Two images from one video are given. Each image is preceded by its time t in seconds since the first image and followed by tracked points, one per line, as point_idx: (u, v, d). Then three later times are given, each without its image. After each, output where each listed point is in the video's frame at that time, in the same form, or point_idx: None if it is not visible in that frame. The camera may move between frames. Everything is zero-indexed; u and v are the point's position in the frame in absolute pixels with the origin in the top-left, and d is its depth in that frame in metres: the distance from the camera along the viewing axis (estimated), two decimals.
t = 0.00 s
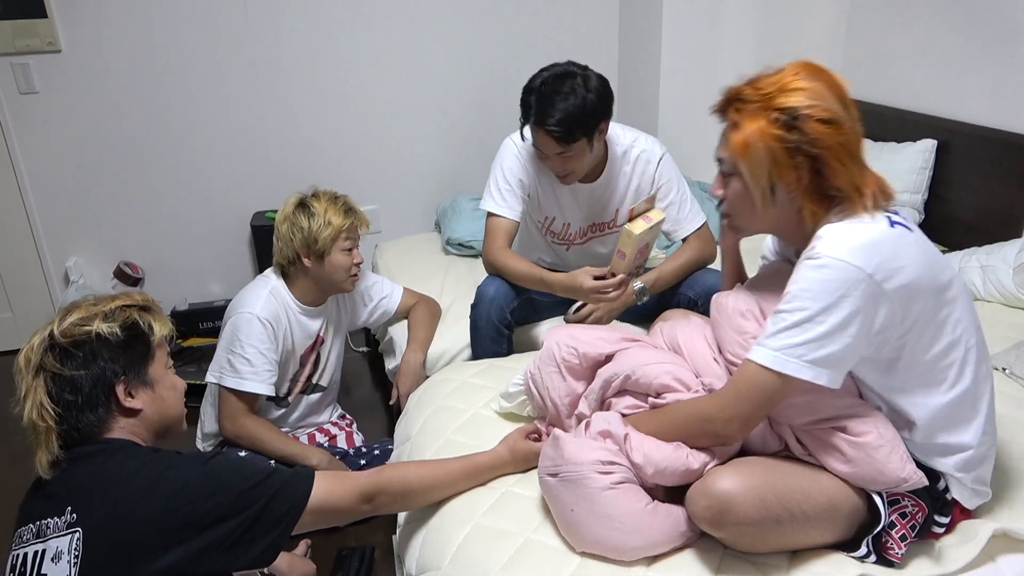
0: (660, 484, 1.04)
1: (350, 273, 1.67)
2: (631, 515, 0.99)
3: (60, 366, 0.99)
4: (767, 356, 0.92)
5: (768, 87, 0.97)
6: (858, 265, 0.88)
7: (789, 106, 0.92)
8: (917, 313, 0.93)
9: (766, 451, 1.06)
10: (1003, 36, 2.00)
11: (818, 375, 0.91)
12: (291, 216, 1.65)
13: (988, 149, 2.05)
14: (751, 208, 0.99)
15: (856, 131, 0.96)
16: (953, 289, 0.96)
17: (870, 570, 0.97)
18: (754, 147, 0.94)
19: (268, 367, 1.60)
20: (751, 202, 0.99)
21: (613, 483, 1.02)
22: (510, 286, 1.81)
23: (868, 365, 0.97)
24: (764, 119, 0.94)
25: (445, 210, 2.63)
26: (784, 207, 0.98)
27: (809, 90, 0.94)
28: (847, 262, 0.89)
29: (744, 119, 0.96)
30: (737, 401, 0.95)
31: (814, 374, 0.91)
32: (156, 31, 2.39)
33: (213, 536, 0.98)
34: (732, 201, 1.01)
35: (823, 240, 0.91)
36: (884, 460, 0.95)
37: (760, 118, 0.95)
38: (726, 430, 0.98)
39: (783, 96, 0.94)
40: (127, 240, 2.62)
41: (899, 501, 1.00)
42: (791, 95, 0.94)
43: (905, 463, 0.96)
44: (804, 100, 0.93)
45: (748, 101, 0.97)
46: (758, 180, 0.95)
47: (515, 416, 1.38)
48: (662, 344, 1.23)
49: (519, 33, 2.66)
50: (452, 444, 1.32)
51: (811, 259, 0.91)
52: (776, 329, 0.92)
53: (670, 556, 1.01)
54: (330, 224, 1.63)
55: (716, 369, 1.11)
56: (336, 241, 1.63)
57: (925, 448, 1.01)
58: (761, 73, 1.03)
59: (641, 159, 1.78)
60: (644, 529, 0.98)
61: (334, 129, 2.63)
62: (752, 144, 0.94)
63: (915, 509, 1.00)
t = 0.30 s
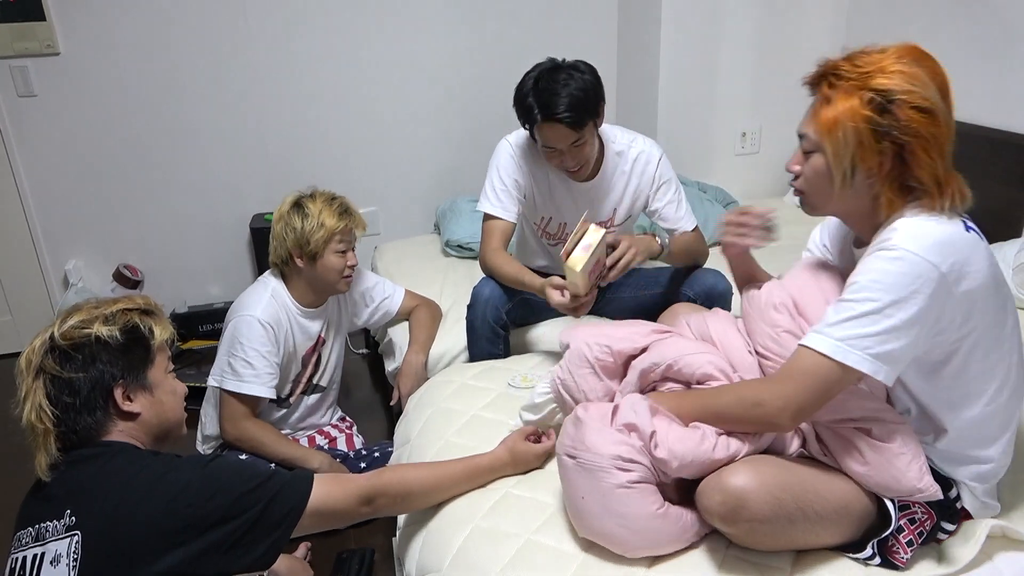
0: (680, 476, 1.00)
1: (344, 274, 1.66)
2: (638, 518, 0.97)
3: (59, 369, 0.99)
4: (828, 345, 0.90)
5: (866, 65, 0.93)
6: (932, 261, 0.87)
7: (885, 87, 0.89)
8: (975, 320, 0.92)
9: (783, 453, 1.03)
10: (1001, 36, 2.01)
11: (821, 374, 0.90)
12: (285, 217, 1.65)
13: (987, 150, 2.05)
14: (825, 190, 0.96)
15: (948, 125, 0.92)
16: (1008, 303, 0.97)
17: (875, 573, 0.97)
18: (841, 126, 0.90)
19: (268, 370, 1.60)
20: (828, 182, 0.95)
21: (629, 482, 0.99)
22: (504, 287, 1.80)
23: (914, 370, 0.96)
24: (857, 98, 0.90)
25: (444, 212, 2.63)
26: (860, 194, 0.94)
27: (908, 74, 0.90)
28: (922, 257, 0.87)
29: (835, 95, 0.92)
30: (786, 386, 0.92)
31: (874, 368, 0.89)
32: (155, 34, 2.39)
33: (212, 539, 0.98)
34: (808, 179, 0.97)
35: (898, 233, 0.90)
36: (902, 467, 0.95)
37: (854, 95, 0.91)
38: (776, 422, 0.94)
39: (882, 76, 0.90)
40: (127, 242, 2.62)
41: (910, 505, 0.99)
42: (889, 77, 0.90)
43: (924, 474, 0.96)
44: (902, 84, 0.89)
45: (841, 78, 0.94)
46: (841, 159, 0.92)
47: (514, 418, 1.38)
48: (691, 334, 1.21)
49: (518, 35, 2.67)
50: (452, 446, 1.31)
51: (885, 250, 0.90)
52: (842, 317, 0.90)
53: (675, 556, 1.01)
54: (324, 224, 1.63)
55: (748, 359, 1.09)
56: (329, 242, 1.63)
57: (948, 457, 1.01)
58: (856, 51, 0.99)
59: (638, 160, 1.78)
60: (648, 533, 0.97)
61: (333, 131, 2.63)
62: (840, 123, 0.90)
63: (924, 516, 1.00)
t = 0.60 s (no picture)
0: (699, 476, 1.00)
1: (318, 276, 1.63)
2: (652, 520, 0.96)
3: (53, 374, 0.99)
4: (871, 348, 0.88)
5: (879, 69, 0.92)
6: (971, 261, 0.87)
7: (900, 91, 0.88)
8: (1005, 323, 0.93)
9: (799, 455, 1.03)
10: (1001, 34, 2.00)
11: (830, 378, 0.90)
12: (255, 222, 1.64)
13: (988, 150, 2.05)
14: (847, 195, 0.95)
15: (968, 124, 0.91)
16: None
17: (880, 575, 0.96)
18: (857, 132, 0.90)
19: (249, 373, 1.59)
20: (849, 188, 0.95)
21: (649, 482, 0.97)
22: (503, 288, 1.79)
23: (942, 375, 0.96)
24: (872, 103, 0.90)
25: (444, 213, 2.63)
26: (884, 197, 0.94)
27: (923, 77, 0.90)
28: (961, 257, 0.87)
29: (850, 101, 0.92)
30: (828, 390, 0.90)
31: (915, 371, 0.88)
32: (153, 36, 2.38)
33: (211, 543, 0.98)
34: (830, 184, 0.96)
35: (936, 233, 0.90)
36: (921, 475, 0.95)
37: (868, 101, 0.90)
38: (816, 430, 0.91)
39: (895, 80, 0.90)
40: (126, 245, 2.62)
41: (921, 510, 0.99)
42: (903, 80, 0.89)
43: (942, 484, 0.96)
44: (917, 88, 0.88)
45: (856, 83, 0.93)
46: (860, 165, 0.91)
47: (515, 419, 1.37)
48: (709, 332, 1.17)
49: (518, 36, 2.67)
50: (452, 448, 1.31)
51: (925, 251, 0.89)
52: (883, 319, 0.89)
53: (682, 558, 1.01)
54: (286, 228, 1.60)
55: (771, 364, 1.06)
56: (295, 246, 1.60)
57: (961, 457, 1.02)
58: (868, 54, 0.98)
59: (635, 163, 1.77)
60: (658, 535, 0.97)
61: (332, 132, 2.62)
62: (857, 129, 0.90)
63: (933, 520, 1.00)
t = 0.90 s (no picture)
0: (689, 480, 0.99)
1: (308, 282, 1.62)
2: (645, 524, 0.97)
3: (52, 374, 0.99)
4: (832, 354, 0.88)
5: (802, 89, 0.92)
6: (926, 261, 0.87)
7: (822, 110, 0.88)
8: (972, 318, 0.92)
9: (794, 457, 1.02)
10: (1002, 32, 2.00)
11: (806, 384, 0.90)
12: (240, 230, 1.62)
13: (988, 150, 2.04)
14: (791, 211, 0.96)
15: (897, 129, 0.90)
16: (1002, 298, 0.97)
17: None
18: (787, 153, 0.91)
19: (245, 372, 1.58)
20: (793, 204, 0.95)
21: (637, 487, 0.98)
22: (502, 290, 1.79)
23: (916, 374, 0.96)
24: (797, 123, 0.90)
25: (443, 213, 2.62)
26: (827, 209, 0.94)
27: (844, 90, 0.90)
28: (916, 258, 0.87)
29: (777, 123, 0.93)
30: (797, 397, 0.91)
31: (879, 376, 0.88)
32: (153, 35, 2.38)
33: (211, 544, 0.97)
34: (777, 202, 0.97)
35: (889, 237, 0.89)
36: (913, 471, 0.95)
37: (793, 122, 0.91)
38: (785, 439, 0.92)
39: (818, 98, 0.90)
40: (126, 244, 2.61)
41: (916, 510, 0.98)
42: (826, 97, 0.89)
43: (935, 480, 0.95)
44: (840, 104, 0.88)
45: (781, 104, 0.94)
46: (796, 184, 0.92)
47: (514, 420, 1.37)
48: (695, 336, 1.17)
49: (518, 35, 2.66)
50: (452, 449, 1.30)
51: (880, 255, 0.89)
52: (841, 326, 0.89)
53: (681, 559, 1.01)
54: (271, 236, 1.58)
55: (755, 366, 1.06)
56: (282, 253, 1.58)
57: (951, 455, 1.01)
58: (797, 71, 0.98)
59: (637, 165, 1.76)
60: (654, 539, 0.97)
61: (332, 132, 2.62)
62: (786, 151, 0.91)
63: (931, 519, 1.00)
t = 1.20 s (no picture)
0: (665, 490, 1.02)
1: (334, 295, 1.61)
2: (633, 527, 0.98)
3: (52, 372, 0.98)
4: (759, 372, 0.90)
5: (700, 118, 0.97)
6: (834, 270, 0.88)
7: (712, 138, 0.93)
8: (901, 315, 0.92)
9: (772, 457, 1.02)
10: (1003, 35, 2.00)
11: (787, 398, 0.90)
12: (263, 246, 1.58)
13: (989, 153, 2.05)
14: (707, 232, 1.00)
15: (789, 149, 0.93)
16: (933, 288, 0.97)
17: None
18: (688, 180, 0.96)
19: (258, 381, 1.58)
20: (708, 226, 1.00)
21: (616, 492, 1.01)
22: (501, 290, 1.79)
23: (861, 375, 0.96)
24: (694, 152, 0.95)
25: (444, 213, 2.62)
26: (737, 229, 0.97)
27: (732, 117, 0.94)
28: (823, 269, 0.89)
29: (679, 153, 0.98)
30: (743, 426, 0.92)
31: (807, 387, 0.89)
32: (155, 33, 2.38)
33: (211, 543, 0.97)
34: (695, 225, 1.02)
35: (796, 252, 0.91)
36: (890, 460, 0.94)
37: (692, 150, 0.96)
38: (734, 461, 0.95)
39: (711, 126, 0.95)
40: (126, 242, 2.61)
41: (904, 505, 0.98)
42: (719, 125, 0.94)
43: (913, 464, 0.95)
44: (730, 131, 0.92)
45: (683, 134, 0.99)
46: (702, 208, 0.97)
47: (514, 421, 1.37)
48: (667, 348, 1.18)
49: (519, 35, 2.66)
50: (452, 449, 1.31)
51: (790, 270, 0.91)
52: (762, 346, 0.90)
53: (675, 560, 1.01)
54: (297, 252, 1.54)
55: (720, 371, 1.07)
56: (310, 270, 1.56)
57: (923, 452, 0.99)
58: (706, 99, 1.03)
59: (639, 167, 1.77)
60: (646, 542, 0.98)
61: (333, 131, 2.62)
62: (686, 178, 0.96)
63: (920, 512, 0.99)
